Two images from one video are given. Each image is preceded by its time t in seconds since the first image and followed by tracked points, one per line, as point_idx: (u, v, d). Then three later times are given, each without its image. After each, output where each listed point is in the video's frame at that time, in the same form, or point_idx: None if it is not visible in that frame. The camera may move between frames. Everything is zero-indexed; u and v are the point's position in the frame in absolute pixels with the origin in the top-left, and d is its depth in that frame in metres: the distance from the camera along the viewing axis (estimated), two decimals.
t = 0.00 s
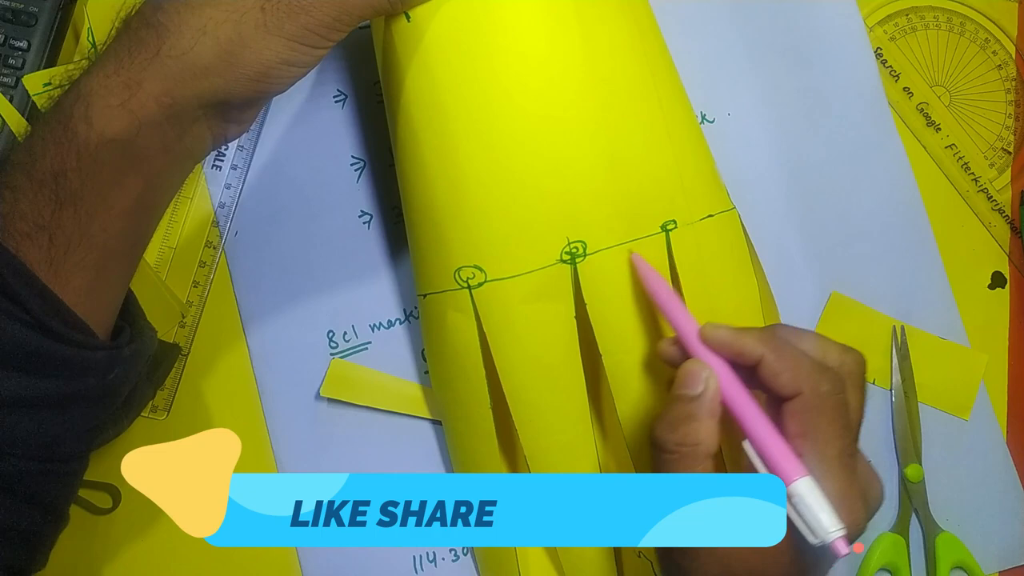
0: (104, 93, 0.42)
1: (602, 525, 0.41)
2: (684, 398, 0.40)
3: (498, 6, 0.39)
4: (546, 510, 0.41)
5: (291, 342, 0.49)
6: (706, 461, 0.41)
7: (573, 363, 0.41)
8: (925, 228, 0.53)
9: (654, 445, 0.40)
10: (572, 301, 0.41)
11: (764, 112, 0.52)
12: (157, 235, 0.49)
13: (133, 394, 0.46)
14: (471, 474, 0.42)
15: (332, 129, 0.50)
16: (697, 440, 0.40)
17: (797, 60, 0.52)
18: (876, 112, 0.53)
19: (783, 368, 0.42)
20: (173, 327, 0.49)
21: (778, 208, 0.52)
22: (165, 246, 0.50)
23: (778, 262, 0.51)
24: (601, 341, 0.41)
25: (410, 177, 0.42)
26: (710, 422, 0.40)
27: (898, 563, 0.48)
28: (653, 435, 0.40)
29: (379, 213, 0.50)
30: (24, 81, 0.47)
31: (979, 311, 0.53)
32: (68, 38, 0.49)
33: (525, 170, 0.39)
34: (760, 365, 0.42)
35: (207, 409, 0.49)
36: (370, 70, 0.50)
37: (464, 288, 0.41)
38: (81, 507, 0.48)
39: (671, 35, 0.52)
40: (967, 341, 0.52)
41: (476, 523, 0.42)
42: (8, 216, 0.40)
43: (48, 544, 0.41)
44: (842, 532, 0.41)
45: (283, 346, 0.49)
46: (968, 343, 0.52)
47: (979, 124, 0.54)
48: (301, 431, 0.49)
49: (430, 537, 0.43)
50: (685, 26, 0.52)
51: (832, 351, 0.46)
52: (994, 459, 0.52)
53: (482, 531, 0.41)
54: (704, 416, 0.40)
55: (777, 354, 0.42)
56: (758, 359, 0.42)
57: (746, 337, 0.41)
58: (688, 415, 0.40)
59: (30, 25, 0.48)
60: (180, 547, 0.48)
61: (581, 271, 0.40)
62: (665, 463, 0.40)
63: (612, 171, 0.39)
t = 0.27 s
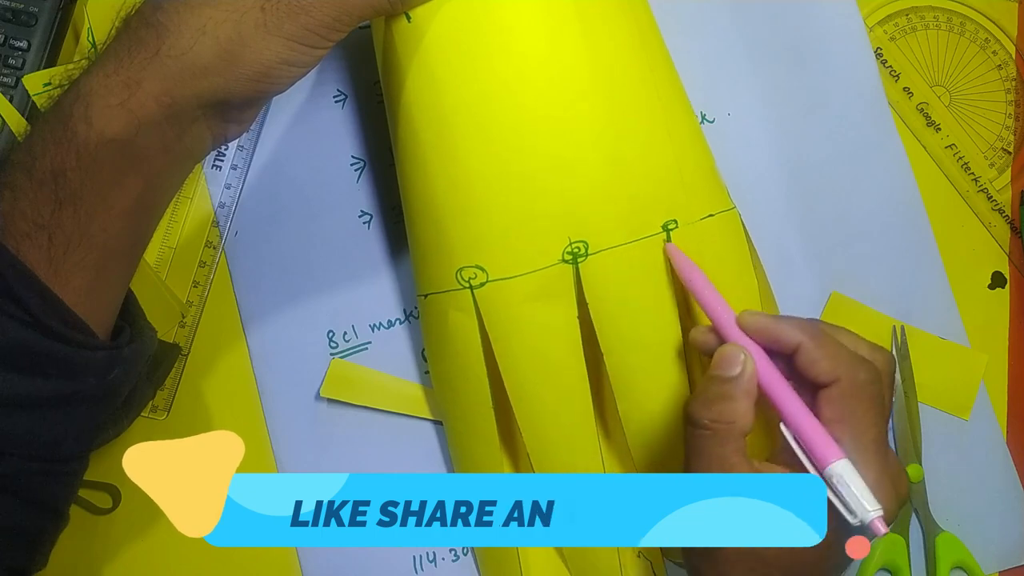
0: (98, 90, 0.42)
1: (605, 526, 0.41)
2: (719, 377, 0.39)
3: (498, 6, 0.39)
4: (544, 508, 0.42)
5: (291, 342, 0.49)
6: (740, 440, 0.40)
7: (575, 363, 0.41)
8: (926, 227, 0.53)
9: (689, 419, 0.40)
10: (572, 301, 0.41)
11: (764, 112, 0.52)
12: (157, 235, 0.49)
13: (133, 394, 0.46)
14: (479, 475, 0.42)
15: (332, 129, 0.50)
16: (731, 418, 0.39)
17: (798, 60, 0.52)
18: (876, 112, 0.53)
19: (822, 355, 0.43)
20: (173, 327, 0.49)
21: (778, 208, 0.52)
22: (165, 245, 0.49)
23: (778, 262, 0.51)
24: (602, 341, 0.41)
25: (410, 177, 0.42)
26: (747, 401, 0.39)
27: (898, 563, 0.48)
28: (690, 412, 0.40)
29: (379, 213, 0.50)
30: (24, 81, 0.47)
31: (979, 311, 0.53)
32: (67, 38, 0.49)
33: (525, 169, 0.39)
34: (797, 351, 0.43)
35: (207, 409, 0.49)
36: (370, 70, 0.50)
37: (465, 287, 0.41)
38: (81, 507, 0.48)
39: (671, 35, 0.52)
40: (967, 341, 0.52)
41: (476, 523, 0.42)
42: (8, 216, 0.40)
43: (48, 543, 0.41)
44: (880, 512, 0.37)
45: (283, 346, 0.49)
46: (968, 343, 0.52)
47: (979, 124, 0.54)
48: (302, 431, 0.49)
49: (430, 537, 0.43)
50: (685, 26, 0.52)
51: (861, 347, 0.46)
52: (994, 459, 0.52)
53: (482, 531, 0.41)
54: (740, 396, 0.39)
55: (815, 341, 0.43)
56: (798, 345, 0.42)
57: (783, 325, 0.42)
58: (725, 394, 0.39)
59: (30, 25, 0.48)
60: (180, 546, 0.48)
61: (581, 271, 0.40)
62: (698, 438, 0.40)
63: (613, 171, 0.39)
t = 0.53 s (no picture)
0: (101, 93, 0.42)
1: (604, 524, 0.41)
2: (685, 388, 0.40)
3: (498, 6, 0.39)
4: (544, 508, 0.42)
5: (290, 342, 0.49)
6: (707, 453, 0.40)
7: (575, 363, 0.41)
8: (925, 227, 0.53)
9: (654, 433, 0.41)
10: (572, 302, 0.41)
11: (764, 112, 0.52)
12: (157, 235, 0.49)
13: (133, 394, 0.46)
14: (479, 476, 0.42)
15: (332, 129, 0.50)
16: (696, 430, 0.40)
17: (798, 60, 0.52)
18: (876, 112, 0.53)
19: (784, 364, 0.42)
20: (173, 327, 0.49)
21: (778, 207, 0.52)
22: (165, 245, 0.49)
23: (778, 262, 0.51)
24: (602, 341, 0.41)
25: (410, 177, 0.42)
26: (712, 413, 0.40)
27: (898, 563, 0.48)
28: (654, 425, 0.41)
29: (379, 213, 0.50)
30: (24, 81, 0.47)
31: (979, 311, 0.53)
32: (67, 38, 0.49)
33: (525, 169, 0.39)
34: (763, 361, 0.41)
35: (207, 409, 0.49)
36: (370, 70, 0.50)
37: (466, 288, 0.41)
38: (81, 507, 0.48)
39: (671, 35, 0.52)
40: (967, 341, 0.52)
41: (476, 523, 0.42)
42: (8, 217, 0.40)
43: (48, 543, 0.41)
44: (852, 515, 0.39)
45: (283, 346, 0.49)
46: (967, 343, 0.52)
47: (979, 124, 0.54)
48: (301, 431, 0.49)
49: (430, 537, 0.43)
50: (685, 26, 0.52)
51: (829, 354, 0.46)
52: (994, 459, 0.52)
53: (482, 531, 0.42)
54: (706, 407, 0.40)
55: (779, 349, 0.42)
56: (761, 356, 0.41)
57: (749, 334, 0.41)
58: (689, 405, 0.40)
59: (30, 25, 0.48)
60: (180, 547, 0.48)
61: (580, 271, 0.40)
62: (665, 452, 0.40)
63: (614, 172, 0.39)
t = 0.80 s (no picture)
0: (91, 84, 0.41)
1: (603, 524, 0.41)
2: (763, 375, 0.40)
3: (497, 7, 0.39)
4: (544, 508, 0.41)
5: (291, 343, 0.49)
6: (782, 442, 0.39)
7: (575, 363, 0.41)
8: (926, 227, 0.53)
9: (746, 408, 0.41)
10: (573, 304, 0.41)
11: (765, 112, 0.52)
12: (157, 236, 0.49)
13: (134, 393, 0.46)
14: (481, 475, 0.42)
15: (332, 129, 0.50)
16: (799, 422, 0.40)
17: (798, 59, 0.52)
18: (876, 112, 0.53)
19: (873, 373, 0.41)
20: (173, 327, 0.49)
21: (778, 208, 0.52)
22: (165, 246, 0.49)
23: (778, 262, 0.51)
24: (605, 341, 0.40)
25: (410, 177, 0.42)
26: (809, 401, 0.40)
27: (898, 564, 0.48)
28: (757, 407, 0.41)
29: (379, 213, 0.50)
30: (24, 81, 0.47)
31: (979, 311, 0.53)
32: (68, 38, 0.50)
33: (524, 168, 0.39)
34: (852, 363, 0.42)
35: (207, 409, 0.49)
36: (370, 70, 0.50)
37: (466, 274, 0.42)
38: (81, 507, 0.48)
39: (671, 36, 0.52)
40: (967, 341, 0.52)
41: (475, 523, 0.41)
42: None
43: (47, 544, 0.41)
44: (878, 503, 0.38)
45: (283, 346, 0.49)
46: (968, 343, 0.52)
47: (979, 124, 0.54)
48: (302, 431, 0.49)
49: (429, 537, 0.42)
50: (685, 26, 0.52)
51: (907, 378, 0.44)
52: (994, 459, 0.52)
53: (481, 531, 0.41)
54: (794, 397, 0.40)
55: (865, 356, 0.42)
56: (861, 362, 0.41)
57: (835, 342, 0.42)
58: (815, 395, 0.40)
59: (30, 25, 0.48)
60: (179, 547, 0.48)
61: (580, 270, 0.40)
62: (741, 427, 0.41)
63: (612, 171, 0.39)
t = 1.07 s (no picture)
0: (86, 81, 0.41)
1: (603, 524, 0.42)
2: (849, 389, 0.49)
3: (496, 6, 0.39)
4: (544, 508, 0.42)
5: (290, 343, 0.49)
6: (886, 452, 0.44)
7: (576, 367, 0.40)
8: (926, 227, 0.53)
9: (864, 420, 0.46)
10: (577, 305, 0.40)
11: (765, 112, 0.52)
12: (157, 235, 0.49)
13: (132, 394, 0.46)
14: (481, 476, 0.43)
15: (332, 129, 0.50)
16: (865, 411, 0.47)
17: (799, 60, 0.52)
18: (875, 113, 0.53)
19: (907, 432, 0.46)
20: (172, 327, 0.49)
21: (778, 208, 0.52)
22: (165, 246, 0.49)
23: (778, 262, 0.52)
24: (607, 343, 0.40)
25: (410, 177, 0.42)
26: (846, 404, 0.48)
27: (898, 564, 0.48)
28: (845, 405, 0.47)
29: (379, 213, 0.50)
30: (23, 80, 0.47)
31: (979, 311, 0.53)
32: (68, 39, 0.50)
33: (525, 168, 0.39)
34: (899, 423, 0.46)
35: (207, 409, 0.49)
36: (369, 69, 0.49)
37: (464, 250, 0.41)
38: (81, 506, 0.48)
39: (670, 36, 0.52)
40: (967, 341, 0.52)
41: (475, 523, 0.43)
42: None
43: (47, 544, 0.41)
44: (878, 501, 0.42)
45: (283, 346, 0.49)
46: (968, 343, 0.52)
47: (979, 124, 0.54)
48: (303, 431, 0.49)
49: (430, 537, 0.43)
50: (685, 26, 0.52)
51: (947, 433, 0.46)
52: (995, 459, 0.52)
53: (482, 531, 0.42)
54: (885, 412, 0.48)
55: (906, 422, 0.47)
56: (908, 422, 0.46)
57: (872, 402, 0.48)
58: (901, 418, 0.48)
59: (30, 25, 0.48)
60: (179, 547, 0.48)
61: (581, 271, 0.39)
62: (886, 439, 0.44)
63: (613, 170, 0.39)
